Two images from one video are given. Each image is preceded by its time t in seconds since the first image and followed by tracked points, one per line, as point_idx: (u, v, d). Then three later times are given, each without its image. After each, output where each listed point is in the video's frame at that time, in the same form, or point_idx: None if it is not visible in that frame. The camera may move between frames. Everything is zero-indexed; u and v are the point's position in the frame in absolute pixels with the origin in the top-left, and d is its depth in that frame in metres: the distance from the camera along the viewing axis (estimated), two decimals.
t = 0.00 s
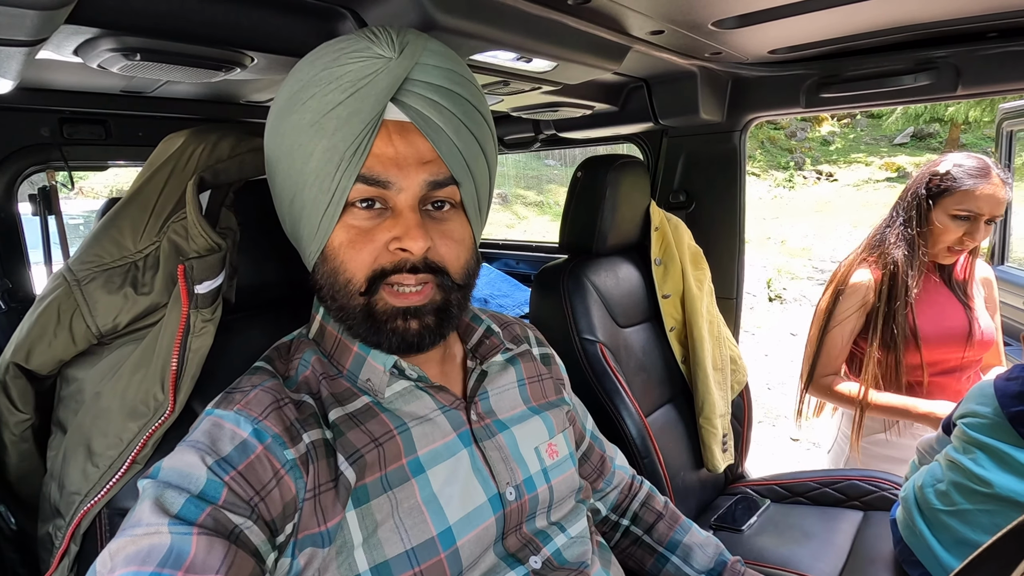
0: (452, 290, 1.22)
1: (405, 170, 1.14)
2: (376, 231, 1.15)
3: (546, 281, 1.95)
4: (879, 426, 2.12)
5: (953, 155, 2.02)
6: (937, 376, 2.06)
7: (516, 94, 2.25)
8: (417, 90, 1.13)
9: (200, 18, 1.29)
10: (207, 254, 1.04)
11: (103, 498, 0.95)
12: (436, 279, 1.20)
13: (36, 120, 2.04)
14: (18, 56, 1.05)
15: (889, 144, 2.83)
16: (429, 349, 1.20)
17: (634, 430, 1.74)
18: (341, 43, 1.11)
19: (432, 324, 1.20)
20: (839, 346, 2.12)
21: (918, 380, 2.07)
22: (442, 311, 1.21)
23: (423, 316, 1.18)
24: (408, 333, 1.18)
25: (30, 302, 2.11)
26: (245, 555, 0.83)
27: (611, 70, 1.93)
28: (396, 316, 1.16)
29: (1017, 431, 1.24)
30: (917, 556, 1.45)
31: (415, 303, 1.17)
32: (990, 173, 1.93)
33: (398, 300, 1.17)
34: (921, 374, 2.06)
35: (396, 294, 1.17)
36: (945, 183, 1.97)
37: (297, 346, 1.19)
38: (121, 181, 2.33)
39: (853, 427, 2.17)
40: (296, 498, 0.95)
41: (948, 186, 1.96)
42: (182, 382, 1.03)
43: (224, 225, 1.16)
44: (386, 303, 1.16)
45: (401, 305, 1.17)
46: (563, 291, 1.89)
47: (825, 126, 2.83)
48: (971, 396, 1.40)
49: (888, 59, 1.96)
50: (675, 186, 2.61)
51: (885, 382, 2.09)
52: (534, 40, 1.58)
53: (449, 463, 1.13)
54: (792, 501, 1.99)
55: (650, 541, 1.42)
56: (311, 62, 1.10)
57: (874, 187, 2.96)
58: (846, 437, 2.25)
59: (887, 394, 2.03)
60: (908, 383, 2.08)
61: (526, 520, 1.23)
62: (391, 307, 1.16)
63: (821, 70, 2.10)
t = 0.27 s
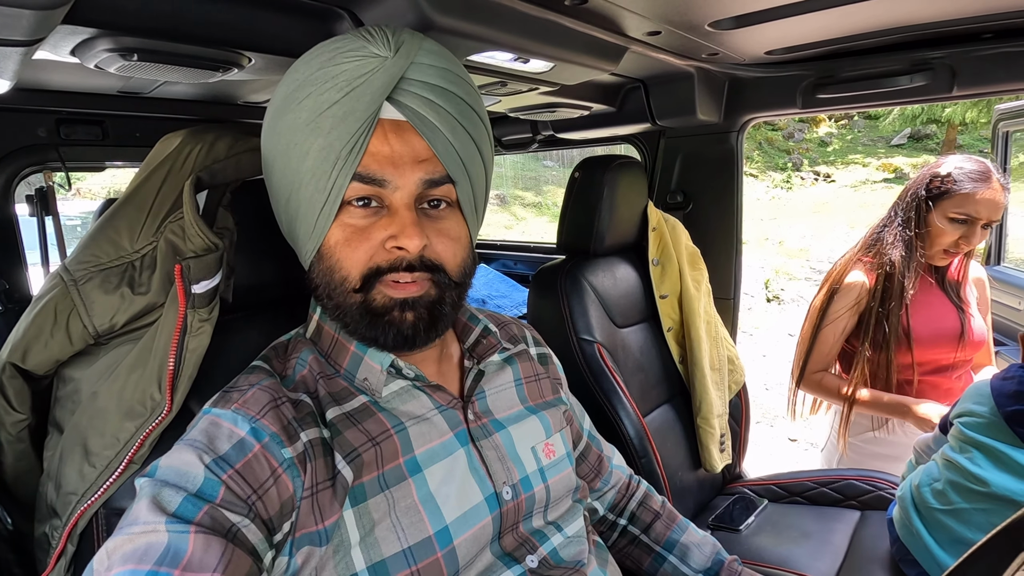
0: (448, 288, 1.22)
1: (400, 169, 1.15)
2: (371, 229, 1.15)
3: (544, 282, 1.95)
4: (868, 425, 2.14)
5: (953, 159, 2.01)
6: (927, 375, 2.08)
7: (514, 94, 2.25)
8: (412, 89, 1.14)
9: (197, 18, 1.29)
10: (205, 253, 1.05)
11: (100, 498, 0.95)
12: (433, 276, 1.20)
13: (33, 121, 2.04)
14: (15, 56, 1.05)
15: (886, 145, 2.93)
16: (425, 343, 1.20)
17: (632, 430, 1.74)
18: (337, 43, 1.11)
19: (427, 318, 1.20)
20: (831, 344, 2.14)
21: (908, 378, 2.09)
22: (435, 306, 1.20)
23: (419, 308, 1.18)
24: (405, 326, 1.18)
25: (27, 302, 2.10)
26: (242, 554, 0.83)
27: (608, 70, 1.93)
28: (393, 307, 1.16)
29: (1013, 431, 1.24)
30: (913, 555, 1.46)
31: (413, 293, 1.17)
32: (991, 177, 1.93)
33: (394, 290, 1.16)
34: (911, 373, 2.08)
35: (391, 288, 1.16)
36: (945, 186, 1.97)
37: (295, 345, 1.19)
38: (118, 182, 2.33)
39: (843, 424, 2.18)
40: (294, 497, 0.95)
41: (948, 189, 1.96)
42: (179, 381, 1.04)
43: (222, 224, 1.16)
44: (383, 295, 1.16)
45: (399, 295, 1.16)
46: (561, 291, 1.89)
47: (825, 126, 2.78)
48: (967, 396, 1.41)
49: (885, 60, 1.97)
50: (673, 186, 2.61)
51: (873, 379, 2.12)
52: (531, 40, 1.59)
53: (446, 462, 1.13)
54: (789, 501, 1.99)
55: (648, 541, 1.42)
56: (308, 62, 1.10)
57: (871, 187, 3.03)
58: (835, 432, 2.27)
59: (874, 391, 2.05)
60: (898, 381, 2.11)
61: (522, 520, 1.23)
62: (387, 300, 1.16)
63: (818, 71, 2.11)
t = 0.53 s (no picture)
0: (450, 285, 1.22)
1: (400, 166, 1.15)
2: (372, 226, 1.15)
3: (543, 284, 1.95)
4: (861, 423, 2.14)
5: (947, 161, 2.02)
6: (919, 373, 2.08)
7: (513, 96, 2.25)
8: (411, 89, 1.14)
9: (196, 20, 1.29)
10: (205, 256, 1.04)
11: (99, 502, 0.95)
12: (434, 273, 1.20)
13: (31, 122, 2.04)
14: (14, 58, 1.05)
15: (884, 147, 2.98)
16: (426, 344, 1.20)
17: (632, 432, 1.74)
18: (336, 43, 1.11)
19: (429, 318, 1.20)
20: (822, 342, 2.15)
21: (900, 377, 2.09)
22: (438, 304, 1.20)
23: (421, 310, 1.18)
24: (406, 328, 1.18)
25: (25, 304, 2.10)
26: (243, 558, 0.82)
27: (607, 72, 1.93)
28: (395, 309, 1.17)
29: (1013, 432, 1.25)
30: (914, 557, 1.46)
31: (414, 295, 1.17)
32: (983, 179, 1.93)
33: (395, 291, 1.16)
34: (902, 372, 2.07)
35: (394, 287, 1.16)
36: (938, 188, 1.98)
37: (295, 348, 1.19)
38: (117, 184, 2.32)
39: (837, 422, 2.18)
40: (295, 499, 0.95)
41: (942, 189, 1.97)
42: (179, 384, 1.03)
43: (222, 226, 1.16)
44: (385, 296, 1.16)
45: (399, 296, 1.17)
46: (560, 293, 1.89)
47: (824, 128, 2.87)
48: (967, 397, 1.42)
49: (883, 62, 1.97)
50: (672, 187, 2.61)
51: (864, 377, 2.12)
52: (531, 42, 1.59)
53: (447, 464, 1.13)
54: (789, 502, 1.99)
55: (648, 542, 1.42)
56: (307, 62, 1.10)
57: (867, 189, 3.04)
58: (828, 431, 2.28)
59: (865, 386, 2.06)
60: (890, 379, 2.10)
61: (523, 521, 1.23)
62: (389, 300, 1.16)
63: (817, 73, 2.11)
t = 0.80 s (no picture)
0: (452, 282, 1.23)
1: (401, 164, 1.15)
2: (374, 225, 1.15)
3: (542, 283, 1.95)
4: (851, 421, 2.15)
5: (931, 161, 2.03)
6: (907, 369, 2.09)
7: (512, 96, 2.25)
8: (411, 89, 1.14)
9: (196, 20, 1.30)
10: (204, 255, 1.05)
11: (99, 501, 0.95)
12: (437, 271, 1.20)
13: (30, 123, 2.04)
14: (13, 58, 1.05)
15: (881, 148, 3.01)
16: (428, 341, 1.20)
17: (630, 431, 1.74)
18: (335, 44, 1.11)
19: (432, 315, 1.20)
20: (811, 340, 2.16)
21: (888, 374, 2.09)
22: (440, 301, 1.20)
23: (423, 306, 1.18)
24: (409, 325, 1.18)
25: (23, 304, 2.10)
26: (243, 555, 0.83)
27: (606, 72, 1.94)
28: (397, 306, 1.17)
29: (1009, 431, 1.26)
30: (908, 556, 1.46)
31: (417, 292, 1.17)
32: (967, 179, 1.94)
33: (398, 288, 1.16)
34: (891, 368, 2.08)
35: (397, 285, 1.16)
36: (925, 188, 1.98)
37: (295, 346, 1.19)
38: (115, 184, 2.32)
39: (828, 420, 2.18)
40: (295, 495, 0.95)
41: (928, 189, 1.97)
42: (178, 384, 1.04)
43: (221, 225, 1.16)
44: (388, 294, 1.16)
45: (402, 294, 1.17)
46: (559, 293, 1.89)
47: (820, 128, 2.92)
48: (963, 397, 1.42)
49: (880, 62, 1.98)
50: (671, 188, 2.61)
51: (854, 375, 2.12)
52: (530, 42, 1.59)
53: (448, 459, 1.13)
54: (787, 502, 1.99)
55: (647, 541, 1.42)
56: (306, 63, 1.11)
57: (865, 188, 3.10)
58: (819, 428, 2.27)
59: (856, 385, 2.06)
60: (879, 376, 2.10)
61: (524, 517, 1.23)
62: (392, 297, 1.16)
63: (814, 73, 2.12)
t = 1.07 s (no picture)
0: (454, 285, 1.24)
1: (409, 170, 1.15)
2: (380, 229, 1.16)
3: (541, 283, 1.96)
4: (839, 417, 2.16)
5: (930, 171, 2.04)
6: (890, 365, 2.11)
7: (511, 97, 2.26)
8: (418, 93, 1.15)
9: (196, 21, 1.30)
10: (204, 254, 1.05)
11: (100, 498, 0.95)
12: (440, 275, 1.21)
13: (29, 123, 2.04)
14: (15, 58, 1.05)
15: (879, 147, 3.03)
16: (433, 343, 1.21)
17: (629, 430, 1.75)
18: (342, 46, 1.12)
19: (436, 318, 1.21)
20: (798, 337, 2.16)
21: (871, 370, 2.11)
22: (445, 304, 1.22)
23: (428, 310, 1.19)
24: (413, 327, 1.19)
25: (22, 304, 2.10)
26: (243, 549, 0.83)
27: (604, 73, 1.94)
28: (401, 309, 1.17)
29: (1012, 431, 1.28)
30: (911, 557, 1.46)
31: (421, 297, 1.18)
32: (966, 192, 1.99)
33: (403, 293, 1.17)
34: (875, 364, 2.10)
35: (402, 289, 1.17)
36: (932, 200, 1.99)
37: (296, 343, 1.19)
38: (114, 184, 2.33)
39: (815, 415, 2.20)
40: (296, 489, 0.95)
41: (937, 203, 1.98)
42: (179, 382, 1.04)
43: (221, 225, 1.17)
44: (393, 297, 1.17)
45: (407, 298, 1.18)
46: (558, 292, 1.90)
47: (818, 129, 2.92)
48: (959, 397, 1.45)
49: (877, 63, 1.99)
50: (669, 188, 2.62)
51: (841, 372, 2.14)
52: (529, 42, 1.60)
53: (449, 455, 1.13)
54: (785, 500, 2.00)
55: (645, 540, 1.43)
56: (313, 65, 1.11)
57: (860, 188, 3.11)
58: (807, 426, 2.30)
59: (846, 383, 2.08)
60: (862, 372, 2.13)
61: (525, 513, 1.24)
62: (397, 301, 1.17)
63: (811, 73, 2.13)
